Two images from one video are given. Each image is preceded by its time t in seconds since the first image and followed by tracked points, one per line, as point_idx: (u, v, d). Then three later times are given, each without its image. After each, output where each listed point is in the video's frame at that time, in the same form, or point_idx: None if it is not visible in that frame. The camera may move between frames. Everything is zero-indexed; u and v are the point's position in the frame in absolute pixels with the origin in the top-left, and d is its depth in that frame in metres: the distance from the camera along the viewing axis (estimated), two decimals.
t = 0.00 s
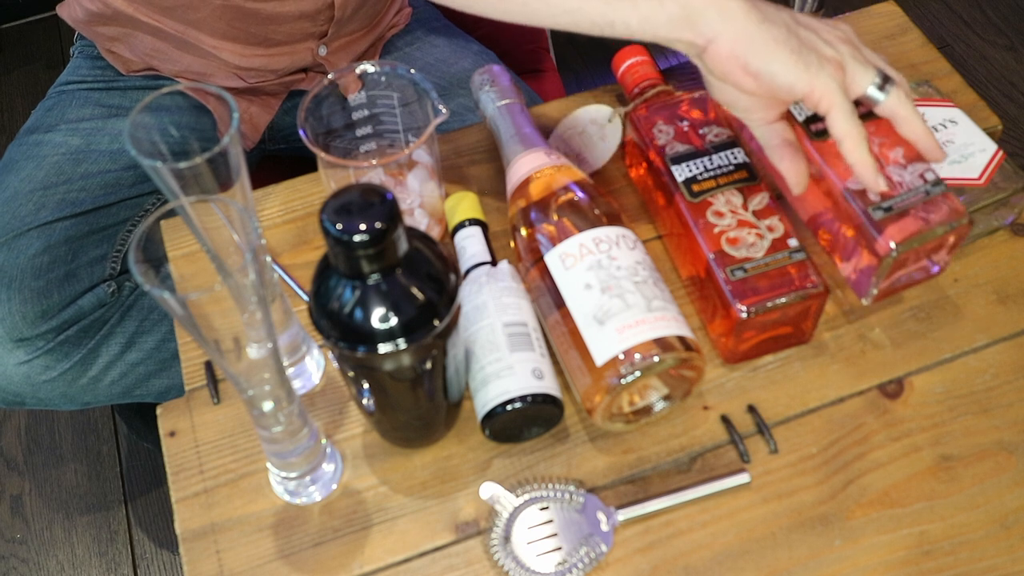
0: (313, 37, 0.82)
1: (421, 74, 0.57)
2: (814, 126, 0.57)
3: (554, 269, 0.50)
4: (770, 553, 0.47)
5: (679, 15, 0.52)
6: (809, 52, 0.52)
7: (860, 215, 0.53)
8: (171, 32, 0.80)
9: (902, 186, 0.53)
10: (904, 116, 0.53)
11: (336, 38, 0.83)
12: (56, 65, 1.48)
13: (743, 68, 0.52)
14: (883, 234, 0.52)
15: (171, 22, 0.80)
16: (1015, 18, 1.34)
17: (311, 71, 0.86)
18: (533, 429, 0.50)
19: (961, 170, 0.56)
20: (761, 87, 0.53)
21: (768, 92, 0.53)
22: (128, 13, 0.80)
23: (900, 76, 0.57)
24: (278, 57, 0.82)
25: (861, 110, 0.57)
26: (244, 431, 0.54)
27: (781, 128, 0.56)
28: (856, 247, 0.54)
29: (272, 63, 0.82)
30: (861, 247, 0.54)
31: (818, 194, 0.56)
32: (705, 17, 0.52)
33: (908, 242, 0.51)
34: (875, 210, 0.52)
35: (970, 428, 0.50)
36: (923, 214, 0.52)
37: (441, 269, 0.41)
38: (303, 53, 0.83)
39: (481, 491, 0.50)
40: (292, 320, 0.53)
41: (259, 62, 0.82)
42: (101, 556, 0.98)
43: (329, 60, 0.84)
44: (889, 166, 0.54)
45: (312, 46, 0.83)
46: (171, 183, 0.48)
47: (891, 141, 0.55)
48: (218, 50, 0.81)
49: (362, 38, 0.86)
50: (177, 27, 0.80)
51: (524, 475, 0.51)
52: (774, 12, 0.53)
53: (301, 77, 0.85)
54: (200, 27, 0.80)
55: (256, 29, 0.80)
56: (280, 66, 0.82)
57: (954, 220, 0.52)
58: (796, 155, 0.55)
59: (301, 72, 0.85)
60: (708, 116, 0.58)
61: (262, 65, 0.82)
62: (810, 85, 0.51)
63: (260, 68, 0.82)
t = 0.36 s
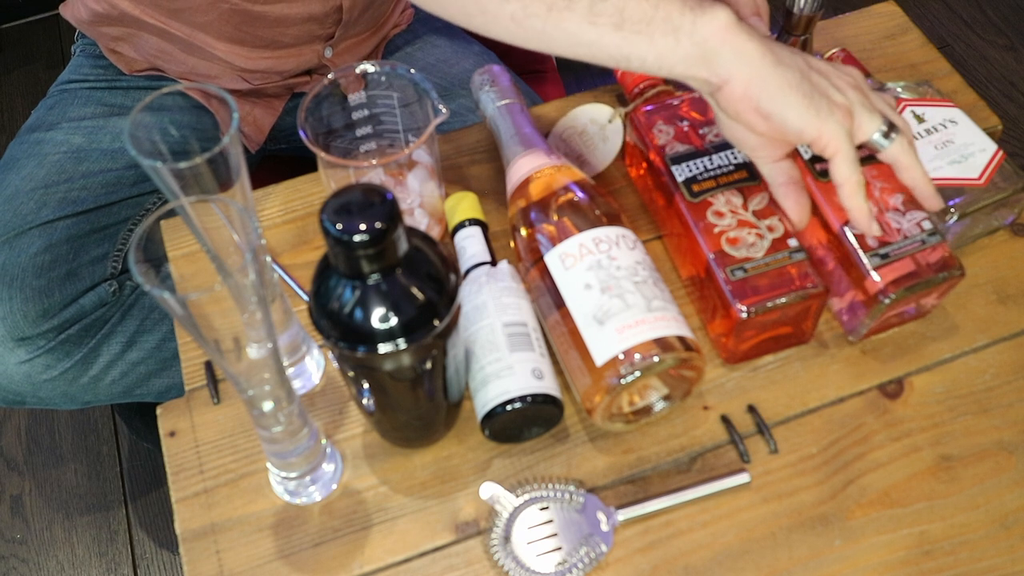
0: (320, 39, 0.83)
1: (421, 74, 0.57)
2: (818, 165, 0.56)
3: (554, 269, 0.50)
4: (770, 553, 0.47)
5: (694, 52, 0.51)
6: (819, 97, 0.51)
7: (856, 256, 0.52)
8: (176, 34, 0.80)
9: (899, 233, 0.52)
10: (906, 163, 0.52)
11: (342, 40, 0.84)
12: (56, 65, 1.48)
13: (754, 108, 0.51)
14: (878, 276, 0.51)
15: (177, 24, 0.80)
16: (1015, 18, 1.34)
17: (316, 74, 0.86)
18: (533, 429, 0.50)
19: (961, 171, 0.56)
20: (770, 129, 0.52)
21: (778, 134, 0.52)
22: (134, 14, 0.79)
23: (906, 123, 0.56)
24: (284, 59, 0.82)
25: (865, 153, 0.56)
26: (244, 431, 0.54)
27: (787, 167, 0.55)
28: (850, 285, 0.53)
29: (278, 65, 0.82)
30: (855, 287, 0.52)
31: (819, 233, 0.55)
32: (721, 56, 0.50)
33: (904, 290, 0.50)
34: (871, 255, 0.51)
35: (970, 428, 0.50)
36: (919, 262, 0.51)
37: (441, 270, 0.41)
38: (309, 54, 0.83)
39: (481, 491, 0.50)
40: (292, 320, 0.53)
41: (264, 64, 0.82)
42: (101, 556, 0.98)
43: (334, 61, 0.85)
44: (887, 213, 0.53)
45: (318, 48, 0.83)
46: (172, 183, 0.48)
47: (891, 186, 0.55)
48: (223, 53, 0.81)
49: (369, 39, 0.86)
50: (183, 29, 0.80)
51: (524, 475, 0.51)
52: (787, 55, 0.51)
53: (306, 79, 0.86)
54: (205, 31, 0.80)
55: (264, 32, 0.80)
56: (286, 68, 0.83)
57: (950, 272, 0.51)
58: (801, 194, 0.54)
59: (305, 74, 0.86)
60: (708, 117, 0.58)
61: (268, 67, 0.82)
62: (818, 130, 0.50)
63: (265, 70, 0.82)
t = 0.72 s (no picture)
0: (322, 41, 0.83)
1: (420, 74, 0.57)
2: (813, 170, 0.56)
3: (554, 269, 0.50)
4: (770, 553, 0.47)
5: (701, 51, 0.50)
6: (821, 90, 0.52)
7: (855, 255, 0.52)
8: (177, 37, 0.80)
9: (896, 229, 0.52)
10: (903, 158, 0.53)
11: (344, 41, 0.84)
12: (56, 65, 1.48)
13: (759, 103, 0.51)
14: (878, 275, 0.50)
15: (178, 27, 0.80)
16: (1016, 18, 1.34)
17: (316, 75, 0.86)
18: (533, 429, 0.50)
19: (961, 171, 0.56)
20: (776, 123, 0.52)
21: (781, 130, 0.53)
22: (135, 18, 0.80)
23: (897, 122, 0.57)
24: (285, 62, 0.82)
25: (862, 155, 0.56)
26: (244, 431, 0.54)
27: (787, 169, 0.54)
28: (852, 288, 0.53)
29: (279, 67, 0.82)
30: (856, 287, 0.52)
31: (817, 239, 0.55)
32: (725, 54, 0.50)
33: (904, 283, 0.50)
34: (870, 250, 0.51)
35: (970, 428, 0.50)
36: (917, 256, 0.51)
37: (440, 269, 0.41)
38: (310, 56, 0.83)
39: (481, 491, 0.50)
40: (292, 320, 0.53)
41: (265, 66, 0.82)
42: (101, 556, 0.98)
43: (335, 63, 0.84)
44: (884, 212, 0.53)
45: (319, 50, 0.83)
46: (171, 183, 0.48)
47: (887, 186, 0.55)
48: (224, 55, 0.81)
49: (370, 41, 0.86)
50: (184, 32, 0.80)
51: (524, 475, 0.51)
52: (785, 54, 0.52)
53: (307, 81, 0.85)
54: (206, 34, 0.80)
55: (266, 35, 0.80)
56: (287, 70, 0.83)
57: (947, 263, 0.50)
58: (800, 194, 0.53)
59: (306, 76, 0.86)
60: (707, 117, 0.58)
61: (269, 70, 0.82)
62: (823, 121, 0.51)
63: (267, 72, 0.82)
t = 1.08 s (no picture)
0: (324, 44, 0.83)
1: (421, 74, 0.57)
2: (803, 177, 0.55)
3: (554, 269, 0.50)
4: (770, 553, 0.47)
5: None
6: (849, 13, 0.58)
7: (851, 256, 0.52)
8: (179, 38, 0.81)
9: (889, 231, 0.52)
10: (928, 63, 0.60)
11: (346, 44, 0.83)
12: (55, 65, 1.48)
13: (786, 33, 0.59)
14: (874, 277, 0.51)
15: (182, 28, 0.80)
16: (1016, 18, 1.34)
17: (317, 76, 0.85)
18: (533, 429, 0.50)
19: (961, 170, 0.56)
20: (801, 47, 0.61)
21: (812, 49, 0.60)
22: (138, 18, 0.80)
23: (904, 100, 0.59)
24: (287, 63, 0.82)
25: (852, 159, 0.55)
26: (244, 431, 0.54)
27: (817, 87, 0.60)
28: (851, 288, 0.53)
29: (281, 69, 0.82)
30: (854, 290, 0.53)
31: (812, 240, 0.55)
32: None
33: (900, 285, 0.50)
34: (865, 254, 0.51)
35: (970, 428, 0.50)
36: (913, 257, 0.51)
37: (441, 269, 0.41)
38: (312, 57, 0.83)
39: (481, 491, 0.50)
40: (292, 320, 0.53)
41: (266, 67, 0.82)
42: (101, 556, 0.98)
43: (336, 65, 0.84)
44: (876, 214, 0.53)
45: (320, 52, 0.83)
46: (171, 182, 0.48)
47: (878, 189, 0.54)
48: (225, 56, 0.81)
49: (370, 43, 0.86)
50: (187, 33, 0.80)
51: (524, 475, 0.51)
52: None
53: (307, 82, 0.85)
54: (209, 35, 0.80)
55: (269, 37, 0.80)
56: (289, 71, 0.83)
57: (943, 262, 0.51)
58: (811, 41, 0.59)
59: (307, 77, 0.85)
60: (705, 116, 0.58)
61: (271, 71, 0.82)
62: (849, 46, 0.57)
63: (269, 73, 0.82)
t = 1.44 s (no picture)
0: (327, 46, 0.82)
1: (420, 74, 0.57)
2: (803, 177, 0.55)
3: (554, 269, 0.50)
4: (770, 553, 0.47)
5: (755, 21, 0.57)
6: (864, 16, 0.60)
7: (851, 256, 0.52)
8: (183, 40, 0.80)
9: (890, 231, 0.52)
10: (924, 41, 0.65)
11: (349, 46, 0.83)
12: (56, 65, 1.48)
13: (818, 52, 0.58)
14: (874, 277, 0.51)
15: (185, 31, 0.80)
16: (1016, 18, 1.34)
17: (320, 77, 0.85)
18: (533, 429, 0.50)
19: (963, 177, 0.56)
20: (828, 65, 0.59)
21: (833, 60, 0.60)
22: (142, 21, 0.80)
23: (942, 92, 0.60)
24: (291, 66, 0.82)
25: (853, 159, 0.55)
26: (244, 431, 0.54)
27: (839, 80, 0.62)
28: (851, 288, 0.53)
29: (285, 70, 0.82)
30: (854, 290, 0.53)
31: (812, 240, 0.55)
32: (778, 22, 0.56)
33: (900, 285, 0.50)
34: (865, 254, 0.51)
35: (970, 428, 0.50)
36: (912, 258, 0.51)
37: (440, 269, 0.41)
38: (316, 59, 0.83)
39: (481, 491, 0.50)
40: (292, 320, 0.53)
41: (269, 70, 0.82)
42: (101, 556, 0.98)
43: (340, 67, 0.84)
44: (877, 214, 0.53)
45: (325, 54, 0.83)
46: (171, 183, 0.48)
47: (878, 189, 0.54)
48: (228, 58, 0.81)
49: (372, 46, 0.86)
50: (191, 36, 0.80)
51: (524, 475, 0.51)
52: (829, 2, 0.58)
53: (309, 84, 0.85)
54: (212, 37, 0.80)
55: (273, 41, 0.80)
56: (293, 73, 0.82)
57: (942, 262, 0.51)
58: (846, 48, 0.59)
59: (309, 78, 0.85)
60: (705, 117, 0.58)
61: (274, 73, 0.82)
62: (877, 39, 0.59)
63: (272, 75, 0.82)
